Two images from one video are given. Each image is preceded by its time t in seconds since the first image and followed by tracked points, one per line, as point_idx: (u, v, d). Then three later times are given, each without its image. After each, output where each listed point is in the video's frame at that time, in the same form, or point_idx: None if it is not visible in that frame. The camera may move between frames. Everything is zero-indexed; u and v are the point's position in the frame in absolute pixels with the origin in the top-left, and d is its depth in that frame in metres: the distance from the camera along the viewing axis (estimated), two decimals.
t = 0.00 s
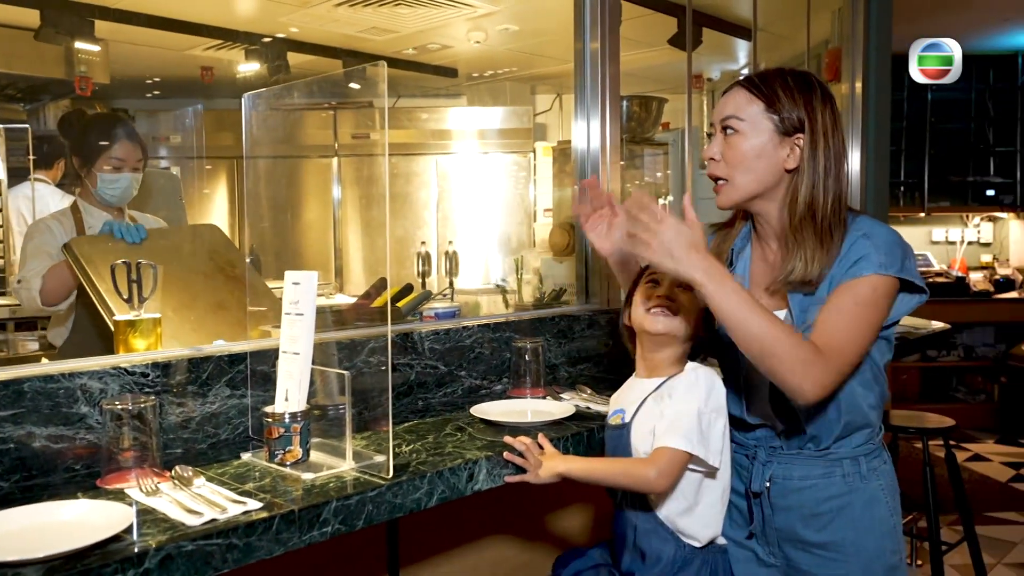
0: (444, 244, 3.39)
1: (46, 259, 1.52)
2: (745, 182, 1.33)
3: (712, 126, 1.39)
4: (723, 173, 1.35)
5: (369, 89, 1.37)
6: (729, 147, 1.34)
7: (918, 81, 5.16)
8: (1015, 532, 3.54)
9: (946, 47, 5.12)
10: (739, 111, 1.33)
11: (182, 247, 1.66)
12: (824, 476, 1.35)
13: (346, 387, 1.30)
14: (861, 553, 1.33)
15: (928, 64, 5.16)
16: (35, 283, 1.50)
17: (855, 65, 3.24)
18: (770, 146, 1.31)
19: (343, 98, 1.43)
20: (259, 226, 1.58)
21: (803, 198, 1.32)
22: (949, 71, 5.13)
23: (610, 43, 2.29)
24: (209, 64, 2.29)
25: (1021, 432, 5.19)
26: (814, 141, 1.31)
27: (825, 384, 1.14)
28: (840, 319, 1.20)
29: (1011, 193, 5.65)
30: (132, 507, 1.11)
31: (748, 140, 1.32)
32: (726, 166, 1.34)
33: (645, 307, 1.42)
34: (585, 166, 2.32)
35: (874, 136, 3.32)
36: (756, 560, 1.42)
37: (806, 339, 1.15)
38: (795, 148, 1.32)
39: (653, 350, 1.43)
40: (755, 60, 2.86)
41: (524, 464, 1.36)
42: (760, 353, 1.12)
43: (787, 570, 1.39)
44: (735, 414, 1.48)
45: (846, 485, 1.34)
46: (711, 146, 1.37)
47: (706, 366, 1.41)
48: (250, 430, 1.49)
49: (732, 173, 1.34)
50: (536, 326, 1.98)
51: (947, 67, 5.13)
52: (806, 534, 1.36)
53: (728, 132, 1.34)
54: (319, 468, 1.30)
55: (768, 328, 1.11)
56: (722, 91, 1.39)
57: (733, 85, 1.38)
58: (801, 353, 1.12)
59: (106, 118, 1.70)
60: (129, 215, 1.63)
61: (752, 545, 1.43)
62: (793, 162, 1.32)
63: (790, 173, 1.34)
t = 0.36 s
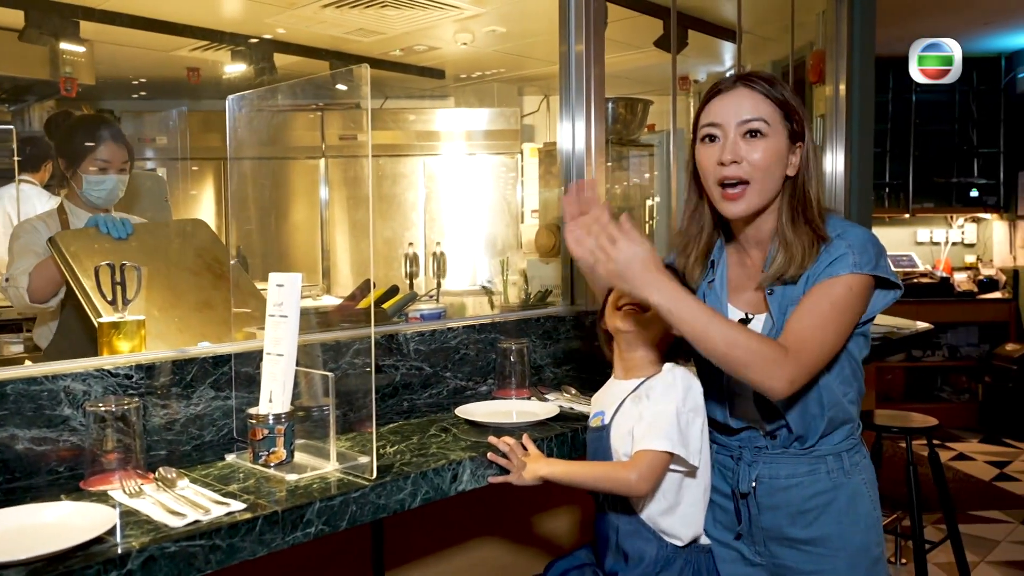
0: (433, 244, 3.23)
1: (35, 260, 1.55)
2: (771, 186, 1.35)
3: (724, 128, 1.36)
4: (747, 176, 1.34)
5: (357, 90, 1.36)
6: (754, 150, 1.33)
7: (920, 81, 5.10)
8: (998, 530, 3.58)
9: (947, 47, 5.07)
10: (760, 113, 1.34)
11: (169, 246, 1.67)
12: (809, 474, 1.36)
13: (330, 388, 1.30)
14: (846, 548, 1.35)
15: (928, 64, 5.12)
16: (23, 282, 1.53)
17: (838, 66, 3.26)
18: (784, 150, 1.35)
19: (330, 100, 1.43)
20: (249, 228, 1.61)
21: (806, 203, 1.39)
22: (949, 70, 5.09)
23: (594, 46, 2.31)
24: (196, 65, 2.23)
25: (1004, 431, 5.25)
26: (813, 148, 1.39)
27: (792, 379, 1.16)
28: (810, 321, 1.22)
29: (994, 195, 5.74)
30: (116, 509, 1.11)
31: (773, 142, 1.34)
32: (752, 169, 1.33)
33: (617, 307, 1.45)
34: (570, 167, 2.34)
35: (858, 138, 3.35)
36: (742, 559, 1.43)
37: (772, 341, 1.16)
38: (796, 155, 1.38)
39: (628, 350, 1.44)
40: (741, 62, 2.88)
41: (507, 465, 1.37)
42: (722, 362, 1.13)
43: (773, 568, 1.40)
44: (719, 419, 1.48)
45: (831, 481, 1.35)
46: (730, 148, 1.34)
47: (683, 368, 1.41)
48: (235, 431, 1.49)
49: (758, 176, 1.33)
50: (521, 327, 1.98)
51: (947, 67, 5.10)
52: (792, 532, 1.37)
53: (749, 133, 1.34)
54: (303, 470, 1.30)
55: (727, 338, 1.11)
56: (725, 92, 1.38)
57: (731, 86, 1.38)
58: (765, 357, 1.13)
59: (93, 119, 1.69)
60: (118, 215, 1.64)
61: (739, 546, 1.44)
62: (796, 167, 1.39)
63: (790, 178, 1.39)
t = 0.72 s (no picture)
0: (424, 245, 3.17)
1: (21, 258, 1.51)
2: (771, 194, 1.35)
3: (728, 136, 1.35)
4: (752, 185, 1.33)
5: (347, 91, 1.36)
6: (759, 160, 1.33)
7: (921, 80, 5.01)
8: (987, 531, 3.60)
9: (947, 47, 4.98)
10: (761, 122, 1.34)
11: (158, 247, 1.69)
12: (798, 474, 1.37)
13: (318, 391, 1.30)
14: (835, 547, 1.36)
15: (928, 63, 4.96)
16: (9, 280, 1.49)
17: (828, 68, 3.27)
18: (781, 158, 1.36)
19: (320, 99, 1.43)
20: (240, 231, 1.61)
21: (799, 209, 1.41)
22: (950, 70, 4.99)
23: (584, 47, 2.31)
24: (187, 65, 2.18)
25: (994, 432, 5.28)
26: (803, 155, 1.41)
27: (802, 400, 1.20)
28: (807, 338, 1.24)
29: (984, 196, 5.82)
30: (101, 513, 1.11)
31: (774, 152, 1.35)
32: (757, 178, 1.33)
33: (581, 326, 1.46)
34: (561, 169, 2.33)
35: (847, 139, 3.37)
36: (731, 560, 1.44)
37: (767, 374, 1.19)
38: (789, 164, 1.39)
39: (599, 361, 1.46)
40: (732, 64, 2.89)
41: (495, 469, 1.38)
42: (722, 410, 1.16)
43: (763, 569, 1.41)
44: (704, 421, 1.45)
45: (819, 481, 1.37)
46: (737, 158, 1.34)
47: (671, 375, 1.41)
48: (222, 433, 1.49)
49: (762, 186, 1.33)
50: (511, 328, 1.98)
51: (948, 67, 4.99)
52: (782, 533, 1.37)
53: (751, 142, 1.34)
54: (290, 472, 1.30)
55: (721, 389, 1.14)
56: (725, 100, 1.36)
57: (728, 91, 1.37)
58: (762, 392, 1.16)
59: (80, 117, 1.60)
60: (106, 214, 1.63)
61: (729, 548, 1.44)
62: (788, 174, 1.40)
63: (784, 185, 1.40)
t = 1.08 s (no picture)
0: (416, 245, 3.06)
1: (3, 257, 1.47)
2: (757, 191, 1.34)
3: (718, 131, 1.34)
4: (740, 180, 1.32)
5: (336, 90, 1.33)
6: (749, 155, 1.33)
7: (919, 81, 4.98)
8: (978, 531, 3.61)
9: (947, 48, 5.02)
10: (750, 118, 1.34)
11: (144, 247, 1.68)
12: (785, 477, 1.36)
13: (302, 394, 1.30)
14: (823, 549, 1.36)
15: (928, 63, 4.95)
16: None
17: (819, 69, 3.28)
18: (769, 155, 1.36)
19: (312, 100, 1.39)
20: (231, 233, 1.60)
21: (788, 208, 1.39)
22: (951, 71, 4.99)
23: (574, 46, 2.30)
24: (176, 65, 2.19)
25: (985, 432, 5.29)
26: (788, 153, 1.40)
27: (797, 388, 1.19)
28: (799, 330, 1.23)
29: (975, 196, 5.83)
30: (82, 518, 1.09)
31: (762, 147, 1.35)
32: (746, 173, 1.32)
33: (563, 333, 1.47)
34: (550, 170, 2.32)
35: (838, 140, 3.37)
36: (719, 563, 1.43)
37: (770, 352, 1.17)
38: (778, 162, 1.39)
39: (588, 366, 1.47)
40: (724, 64, 2.89)
41: (483, 473, 1.35)
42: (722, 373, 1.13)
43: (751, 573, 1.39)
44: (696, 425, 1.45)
45: (806, 483, 1.36)
46: (727, 153, 1.33)
47: (656, 371, 1.40)
48: (207, 437, 1.48)
49: (750, 182, 1.33)
50: (500, 330, 1.97)
51: (948, 66, 5.01)
52: (770, 536, 1.36)
53: (739, 137, 1.33)
54: (275, 476, 1.28)
55: (731, 351, 1.12)
56: (716, 96, 1.36)
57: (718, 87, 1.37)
58: (765, 366, 1.14)
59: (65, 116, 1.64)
60: (91, 215, 1.60)
61: (717, 551, 1.43)
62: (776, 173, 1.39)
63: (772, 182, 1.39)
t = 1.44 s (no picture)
0: (406, 248, 3.05)
1: None
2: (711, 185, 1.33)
3: (671, 128, 1.36)
4: (690, 174, 1.33)
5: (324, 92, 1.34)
6: (696, 149, 1.33)
7: (919, 81, 5.03)
8: (970, 530, 3.61)
9: (947, 47, 5.01)
10: (706, 113, 1.33)
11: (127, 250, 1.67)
12: (770, 478, 1.37)
13: (284, 398, 1.28)
14: (809, 551, 1.36)
15: (930, 62, 4.97)
16: None
17: (809, 69, 3.27)
18: (731, 150, 1.34)
19: (303, 102, 1.39)
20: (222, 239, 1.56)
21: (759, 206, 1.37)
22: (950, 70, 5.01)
23: (561, 47, 2.29)
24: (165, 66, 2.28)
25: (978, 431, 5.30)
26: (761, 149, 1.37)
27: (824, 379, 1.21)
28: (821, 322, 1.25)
29: (966, 195, 5.84)
30: (58, 525, 1.08)
31: (715, 141, 1.33)
32: (696, 167, 1.32)
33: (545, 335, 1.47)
34: (537, 171, 2.32)
35: (828, 139, 3.37)
36: (703, 565, 1.43)
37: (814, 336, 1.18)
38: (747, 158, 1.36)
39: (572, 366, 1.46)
40: (713, 64, 2.89)
41: (467, 477, 1.33)
42: (777, 347, 1.15)
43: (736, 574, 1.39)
44: (681, 423, 1.44)
45: (791, 483, 1.37)
46: (675, 147, 1.35)
47: (631, 369, 1.39)
48: (189, 441, 1.46)
49: (696, 174, 1.32)
50: (487, 331, 1.96)
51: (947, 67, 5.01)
52: (755, 537, 1.36)
53: (692, 132, 1.34)
54: (256, 481, 1.27)
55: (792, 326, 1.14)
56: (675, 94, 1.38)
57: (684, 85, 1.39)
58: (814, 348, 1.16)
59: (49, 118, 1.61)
60: (76, 220, 1.59)
61: (701, 553, 1.43)
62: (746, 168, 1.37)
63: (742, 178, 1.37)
